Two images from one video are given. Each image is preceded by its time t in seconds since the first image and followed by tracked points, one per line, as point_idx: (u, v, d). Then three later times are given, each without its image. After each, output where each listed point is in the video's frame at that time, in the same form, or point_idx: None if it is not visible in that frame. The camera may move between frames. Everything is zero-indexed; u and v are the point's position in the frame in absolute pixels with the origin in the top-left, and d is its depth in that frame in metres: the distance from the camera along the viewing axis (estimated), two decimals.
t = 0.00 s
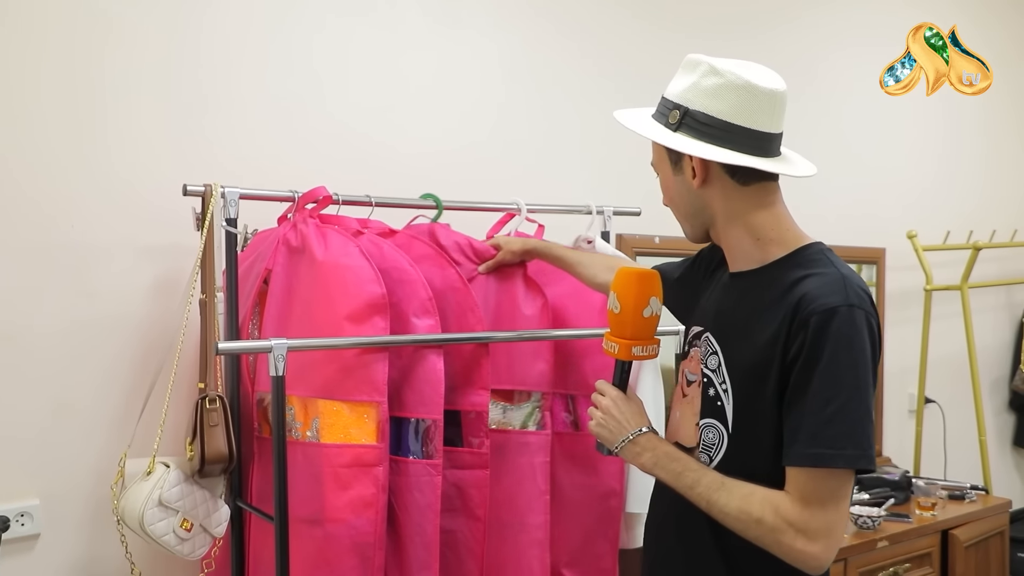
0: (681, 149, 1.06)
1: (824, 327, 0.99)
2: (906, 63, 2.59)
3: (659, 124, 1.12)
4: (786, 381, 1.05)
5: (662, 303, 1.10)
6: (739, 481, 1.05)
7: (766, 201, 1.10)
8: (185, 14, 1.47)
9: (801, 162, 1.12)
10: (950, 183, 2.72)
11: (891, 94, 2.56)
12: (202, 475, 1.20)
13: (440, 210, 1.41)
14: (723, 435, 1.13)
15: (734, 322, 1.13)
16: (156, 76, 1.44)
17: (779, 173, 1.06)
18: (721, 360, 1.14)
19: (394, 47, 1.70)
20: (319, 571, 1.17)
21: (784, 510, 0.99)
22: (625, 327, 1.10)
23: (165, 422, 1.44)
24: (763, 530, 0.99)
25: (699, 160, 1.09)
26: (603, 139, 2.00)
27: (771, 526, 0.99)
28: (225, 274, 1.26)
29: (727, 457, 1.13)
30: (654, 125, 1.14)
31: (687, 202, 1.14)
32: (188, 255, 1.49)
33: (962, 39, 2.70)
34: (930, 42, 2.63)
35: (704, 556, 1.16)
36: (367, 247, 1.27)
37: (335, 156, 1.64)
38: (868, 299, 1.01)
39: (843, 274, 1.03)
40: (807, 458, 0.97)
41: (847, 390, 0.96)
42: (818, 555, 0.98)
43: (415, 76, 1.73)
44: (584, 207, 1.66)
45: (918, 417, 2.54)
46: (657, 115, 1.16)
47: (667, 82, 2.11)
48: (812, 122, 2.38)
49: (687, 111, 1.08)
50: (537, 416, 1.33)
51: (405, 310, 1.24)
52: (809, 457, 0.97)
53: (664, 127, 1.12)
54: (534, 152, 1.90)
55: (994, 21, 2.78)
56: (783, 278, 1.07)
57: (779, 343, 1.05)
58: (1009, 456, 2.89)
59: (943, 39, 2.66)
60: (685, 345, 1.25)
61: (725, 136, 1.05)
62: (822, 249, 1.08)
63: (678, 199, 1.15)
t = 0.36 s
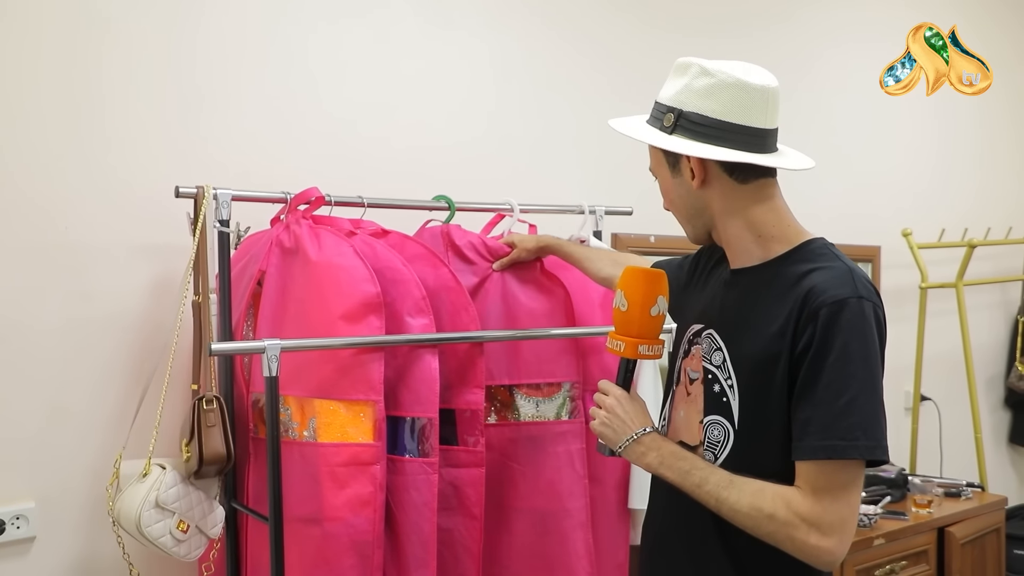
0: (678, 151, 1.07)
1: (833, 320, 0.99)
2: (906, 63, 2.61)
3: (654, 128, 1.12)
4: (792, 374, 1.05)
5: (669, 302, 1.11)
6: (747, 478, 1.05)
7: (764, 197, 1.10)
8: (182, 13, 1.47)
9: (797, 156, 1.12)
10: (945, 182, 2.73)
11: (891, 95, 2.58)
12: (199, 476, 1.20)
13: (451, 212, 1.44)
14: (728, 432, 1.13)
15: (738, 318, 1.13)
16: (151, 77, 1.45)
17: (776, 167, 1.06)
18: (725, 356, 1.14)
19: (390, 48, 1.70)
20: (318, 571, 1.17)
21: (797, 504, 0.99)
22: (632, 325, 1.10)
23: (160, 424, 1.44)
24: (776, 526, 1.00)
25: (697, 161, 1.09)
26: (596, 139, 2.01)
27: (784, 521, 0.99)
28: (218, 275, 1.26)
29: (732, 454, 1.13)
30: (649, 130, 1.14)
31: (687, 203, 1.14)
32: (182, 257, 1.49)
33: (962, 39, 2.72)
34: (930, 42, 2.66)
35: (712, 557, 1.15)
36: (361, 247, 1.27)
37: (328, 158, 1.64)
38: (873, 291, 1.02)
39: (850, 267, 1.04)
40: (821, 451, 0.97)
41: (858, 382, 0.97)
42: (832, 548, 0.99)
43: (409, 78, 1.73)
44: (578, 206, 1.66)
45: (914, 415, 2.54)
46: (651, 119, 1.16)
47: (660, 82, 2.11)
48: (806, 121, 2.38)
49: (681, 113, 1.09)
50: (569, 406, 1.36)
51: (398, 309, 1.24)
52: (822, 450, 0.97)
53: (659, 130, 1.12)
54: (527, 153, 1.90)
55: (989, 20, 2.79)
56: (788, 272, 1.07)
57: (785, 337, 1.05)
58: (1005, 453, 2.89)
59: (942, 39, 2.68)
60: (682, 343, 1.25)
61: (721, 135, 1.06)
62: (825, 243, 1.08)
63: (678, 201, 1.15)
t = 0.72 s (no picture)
0: (682, 153, 1.06)
1: (833, 323, 0.99)
2: (906, 63, 2.62)
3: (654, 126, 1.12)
4: (792, 378, 1.05)
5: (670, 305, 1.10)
6: (748, 479, 1.05)
7: (761, 198, 1.11)
8: (183, 13, 1.47)
9: (793, 160, 1.14)
10: (943, 182, 2.74)
11: (891, 94, 2.59)
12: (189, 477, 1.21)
13: (447, 212, 1.43)
14: (729, 434, 1.13)
15: (736, 320, 1.13)
16: (149, 76, 1.44)
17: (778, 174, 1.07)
18: (726, 359, 1.14)
19: (388, 47, 1.70)
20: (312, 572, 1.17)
21: (797, 505, 0.99)
22: (632, 326, 1.10)
23: (157, 425, 1.44)
24: (776, 527, 1.00)
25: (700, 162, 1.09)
26: (594, 139, 2.01)
27: (783, 522, 0.99)
28: (214, 275, 1.27)
29: (733, 456, 1.13)
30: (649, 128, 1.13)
31: (685, 204, 1.13)
32: (179, 257, 1.49)
33: (962, 39, 2.73)
34: (930, 42, 2.66)
35: (712, 558, 1.15)
36: (356, 248, 1.27)
37: (327, 158, 1.64)
38: (871, 294, 1.03)
39: (848, 270, 1.04)
40: (822, 455, 0.97)
41: (858, 385, 0.97)
42: (831, 549, 0.99)
43: (408, 78, 1.73)
44: (576, 206, 1.66)
45: (910, 415, 2.54)
46: (648, 117, 1.15)
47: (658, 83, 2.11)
48: (804, 121, 2.38)
49: (686, 113, 1.08)
50: (572, 409, 1.37)
51: (394, 310, 1.23)
52: (822, 454, 0.97)
53: (659, 129, 1.11)
54: (526, 153, 1.90)
55: (988, 21, 2.80)
56: (786, 275, 1.08)
57: (784, 340, 1.05)
58: (1000, 453, 2.90)
59: (942, 39, 2.69)
60: (681, 346, 1.25)
61: (726, 138, 1.06)
62: (822, 245, 1.08)
63: (674, 202, 1.14)
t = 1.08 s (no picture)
0: (684, 157, 1.05)
1: (833, 322, 1.00)
2: (906, 63, 2.62)
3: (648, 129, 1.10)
4: (789, 376, 1.06)
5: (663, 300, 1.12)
6: (742, 472, 1.06)
7: (751, 201, 1.12)
8: (182, 13, 1.47)
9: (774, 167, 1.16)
10: (942, 182, 2.74)
11: (891, 94, 2.60)
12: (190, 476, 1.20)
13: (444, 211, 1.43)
14: (726, 430, 1.12)
15: (731, 319, 1.12)
16: (147, 75, 1.44)
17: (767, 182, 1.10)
18: (723, 358, 1.13)
19: (386, 47, 1.70)
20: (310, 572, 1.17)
21: (792, 496, 1.00)
22: (629, 319, 1.10)
23: (154, 424, 1.44)
24: (771, 519, 1.00)
25: (696, 167, 1.09)
26: (592, 140, 2.01)
27: (779, 514, 1.00)
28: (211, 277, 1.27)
29: (729, 452, 1.12)
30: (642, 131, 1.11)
31: (677, 207, 1.13)
32: (177, 256, 1.49)
33: (962, 39, 2.73)
34: (930, 41, 2.67)
35: (706, 556, 1.15)
36: (355, 247, 1.27)
37: (325, 158, 1.64)
38: (866, 292, 1.04)
39: (843, 269, 1.05)
40: (823, 449, 0.99)
41: (858, 382, 0.99)
42: (826, 540, 1.00)
43: (407, 78, 1.73)
44: (574, 206, 1.66)
45: (908, 415, 2.54)
46: (638, 119, 1.13)
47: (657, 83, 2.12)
48: (803, 121, 2.39)
49: (685, 118, 1.07)
50: (553, 419, 1.33)
51: (392, 309, 1.23)
52: (823, 448, 0.99)
53: (655, 133, 1.09)
54: (524, 153, 1.90)
55: (987, 21, 2.80)
56: (782, 275, 1.08)
57: (781, 339, 1.06)
58: (998, 454, 2.90)
59: (942, 39, 2.69)
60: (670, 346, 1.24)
61: (725, 145, 1.07)
62: (814, 246, 1.09)
63: (664, 206, 1.14)
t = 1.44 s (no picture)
0: (664, 168, 1.06)
1: (817, 328, 1.01)
2: (906, 63, 2.62)
3: (636, 134, 1.10)
4: (773, 378, 1.06)
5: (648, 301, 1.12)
6: (727, 473, 1.06)
7: (739, 208, 1.12)
8: (183, 13, 1.48)
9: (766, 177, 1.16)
10: (941, 181, 2.74)
11: (891, 94, 2.60)
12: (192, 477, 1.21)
13: (444, 212, 1.44)
14: (709, 430, 1.13)
15: (716, 321, 1.13)
16: (148, 75, 1.45)
17: (751, 196, 1.09)
18: (707, 359, 1.14)
19: (386, 47, 1.71)
20: (309, 572, 1.17)
21: (773, 498, 1.00)
22: (613, 322, 1.10)
23: (155, 425, 1.45)
24: (752, 520, 1.01)
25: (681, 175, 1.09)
26: (592, 140, 2.02)
27: (760, 515, 1.00)
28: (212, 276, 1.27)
29: (712, 452, 1.13)
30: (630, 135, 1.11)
31: (661, 212, 1.13)
32: (177, 257, 1.49)
33: (962, 39, 2.74)
34: (929, 42, 2.67)
35: (693, 557, 1.15)
36: (355, 248, 1.27)
37: (325, 158, 1.64)
38: (851, 299, 1.05)
39: (828, 275, 1.05)
40: (804, 453, 0.98)
41: (840, 387, 0.99)
42: (805, 541, 1.00)
43: (407, 78, 1.74)
44: (573, 207, 1.66)
45: (908, 415, 2.55)
46: (630, 121, 1.13)
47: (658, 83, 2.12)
48: (802, 121, 2.39)
49: (671, 128, 1.07)
50: (535, 427, 1.33)
51: (392, 310, 1.24)
52: (805, 451, 0.98)
53: (643, 138, 1.10)
54: (523, 153, 1.91)
55: (987, 21, 2.80)
56: (767, 280, 1.08)
57: (766, 342, 1.06)
58: (998, 454, 2.90)
59: (942, 39, 2.69)
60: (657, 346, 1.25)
61: (710, 156, 1.06)
62: (800, 250, 1.10)
63: (650, 210, 1.14)
